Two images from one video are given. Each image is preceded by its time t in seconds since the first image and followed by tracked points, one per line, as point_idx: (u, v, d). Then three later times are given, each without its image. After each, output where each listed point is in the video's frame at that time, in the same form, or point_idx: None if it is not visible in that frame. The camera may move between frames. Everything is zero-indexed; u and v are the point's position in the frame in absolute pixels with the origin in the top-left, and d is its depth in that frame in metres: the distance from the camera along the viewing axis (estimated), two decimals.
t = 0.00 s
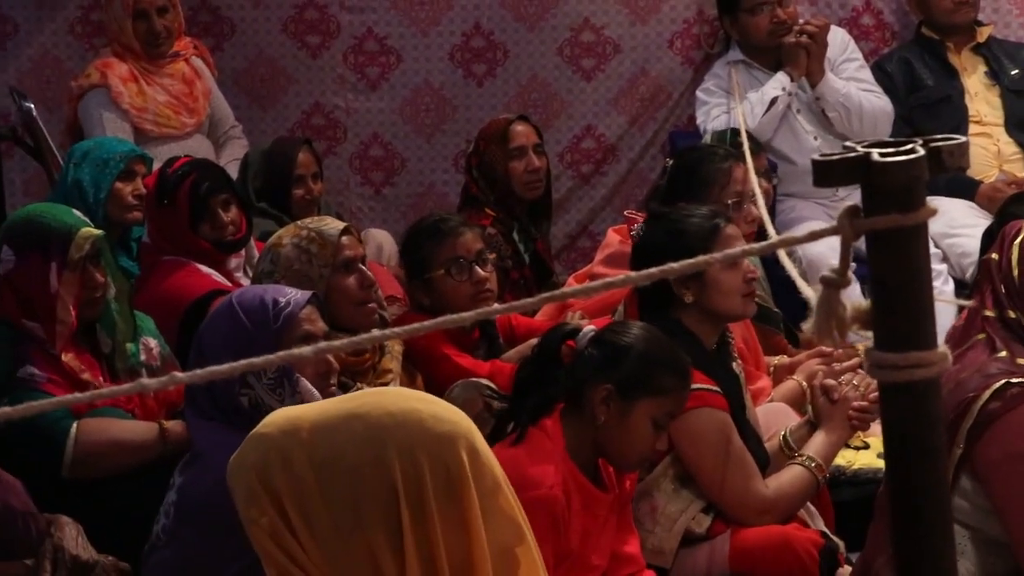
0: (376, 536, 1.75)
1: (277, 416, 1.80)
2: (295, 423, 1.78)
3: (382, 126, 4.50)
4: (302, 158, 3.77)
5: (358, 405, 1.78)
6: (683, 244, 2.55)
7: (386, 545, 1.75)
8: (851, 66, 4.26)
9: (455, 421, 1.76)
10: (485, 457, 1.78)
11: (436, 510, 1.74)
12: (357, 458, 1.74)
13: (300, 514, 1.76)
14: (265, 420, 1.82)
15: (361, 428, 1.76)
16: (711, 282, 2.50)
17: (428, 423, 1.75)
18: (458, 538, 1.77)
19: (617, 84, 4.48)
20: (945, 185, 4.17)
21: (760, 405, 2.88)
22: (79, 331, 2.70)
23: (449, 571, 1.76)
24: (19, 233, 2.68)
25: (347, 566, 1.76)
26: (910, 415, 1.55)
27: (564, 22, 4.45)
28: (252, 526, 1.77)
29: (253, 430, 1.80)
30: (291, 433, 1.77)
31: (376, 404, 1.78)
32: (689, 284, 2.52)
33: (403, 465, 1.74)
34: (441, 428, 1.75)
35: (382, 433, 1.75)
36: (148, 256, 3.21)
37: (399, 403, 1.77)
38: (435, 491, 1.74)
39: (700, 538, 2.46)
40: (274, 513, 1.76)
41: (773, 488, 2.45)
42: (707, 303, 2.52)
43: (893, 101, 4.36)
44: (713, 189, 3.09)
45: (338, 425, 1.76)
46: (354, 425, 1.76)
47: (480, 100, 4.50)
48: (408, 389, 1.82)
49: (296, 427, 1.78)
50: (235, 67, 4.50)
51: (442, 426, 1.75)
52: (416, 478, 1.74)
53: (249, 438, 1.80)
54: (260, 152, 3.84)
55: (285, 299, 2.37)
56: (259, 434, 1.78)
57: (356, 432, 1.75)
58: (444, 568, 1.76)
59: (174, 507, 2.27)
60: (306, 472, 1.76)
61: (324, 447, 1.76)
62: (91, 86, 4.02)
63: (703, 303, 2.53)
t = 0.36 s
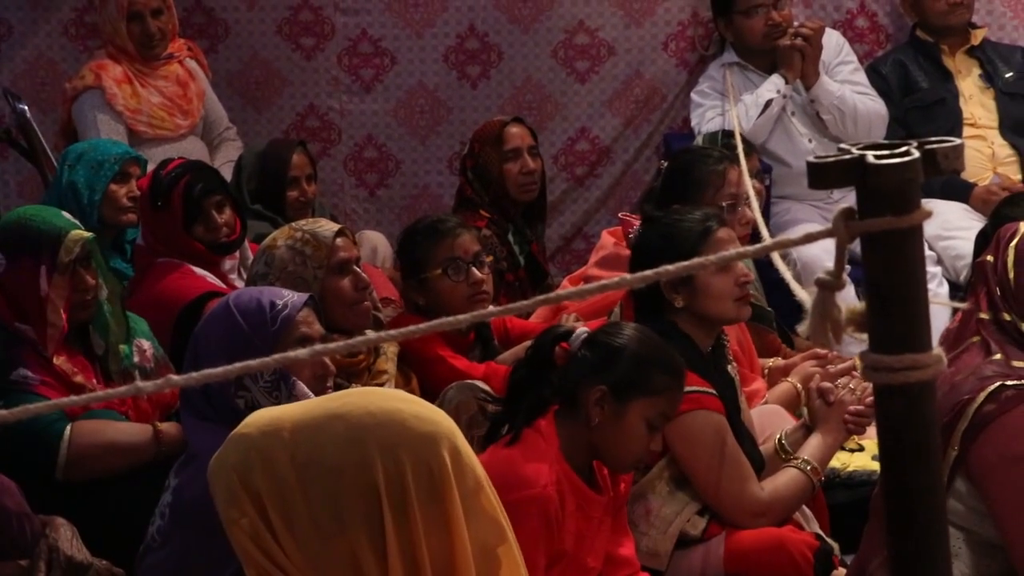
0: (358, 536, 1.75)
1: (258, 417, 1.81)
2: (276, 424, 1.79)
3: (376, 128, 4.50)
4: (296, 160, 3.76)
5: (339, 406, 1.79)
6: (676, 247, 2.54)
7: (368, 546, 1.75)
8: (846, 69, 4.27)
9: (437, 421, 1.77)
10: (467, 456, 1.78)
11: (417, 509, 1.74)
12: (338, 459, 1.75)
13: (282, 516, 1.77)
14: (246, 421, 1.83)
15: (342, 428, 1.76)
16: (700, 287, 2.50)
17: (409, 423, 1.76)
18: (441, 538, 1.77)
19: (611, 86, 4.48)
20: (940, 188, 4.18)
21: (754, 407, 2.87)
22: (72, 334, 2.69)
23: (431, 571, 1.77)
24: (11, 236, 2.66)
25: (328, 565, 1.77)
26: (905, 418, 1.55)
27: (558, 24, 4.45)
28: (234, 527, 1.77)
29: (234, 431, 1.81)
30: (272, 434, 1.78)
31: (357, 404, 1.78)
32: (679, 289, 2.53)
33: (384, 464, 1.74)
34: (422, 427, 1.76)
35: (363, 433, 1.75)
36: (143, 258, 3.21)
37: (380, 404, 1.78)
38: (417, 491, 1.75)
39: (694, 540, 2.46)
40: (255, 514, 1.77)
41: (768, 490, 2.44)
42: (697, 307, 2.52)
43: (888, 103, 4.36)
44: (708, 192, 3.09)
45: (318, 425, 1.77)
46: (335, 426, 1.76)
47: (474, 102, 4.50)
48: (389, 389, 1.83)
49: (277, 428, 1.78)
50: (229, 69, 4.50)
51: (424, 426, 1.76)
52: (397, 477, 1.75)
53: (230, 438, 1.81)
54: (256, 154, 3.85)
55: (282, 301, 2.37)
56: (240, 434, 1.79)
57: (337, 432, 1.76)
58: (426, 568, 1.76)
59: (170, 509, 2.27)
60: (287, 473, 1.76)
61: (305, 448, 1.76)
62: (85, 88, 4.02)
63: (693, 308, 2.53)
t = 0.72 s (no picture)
0: (360, 537, 1.75)
1: (258, 419, 1.81)
2: (276, 426, 1.79)
3: (376, 128, 4.50)
4: (296, 160, 3.76)
5: (339, 406, 1.79)
6: (675, 246, 2.54)
7: (369, 547, 1.76)
8: (846, 69, 4.27)
9: (438, 420, 1.77)
10: (468, 455, 1.78)
11: (419, 509, 1.74)
12: (339, 460, 1.75)
13: (283, 517, 1.77)
14: (246, 424, 1.83)
15: (342, 429, 1.76)
16: (698, 287, 2.51)
17: (410, 423, 1.76)
18: (443, 537, 1.77)
19: (611, 86, 4.48)
20: (940, 188, 4.18)
21: (755, 407, 2.87)
22: (72, 335, 2.69)
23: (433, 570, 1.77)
24: (11, 237, 2.66)
25: (331, 566, 1.77)
26: (905, 417, 1.55)
27: (558, 24, 4.45)
28: (235, 529, 1.77)
29: (234, 433, 1.81)
30: (272, 436, 1.78)
31: (357, 405, 1.78)
32: (677, 291, 2.54)
33: (385, 465, 1.74)
34: (422, 427, 1.76)
35: (363, 434, 1.75)
36: (142, 257, 3.20)
37: (380, 404, 1.78)
38: (418, 491, 1.75)
39: (694, 540, 2.46)
40: (256, 516, 1.77)
41: (768, 490, 2.44)
42: (694, 308, 2.53)
43: (887, 103, 4.36)
44: (708, 191, 3.09)
45: (319, 426, 1.77)
46: (336, 427, 1.76)
47: (474, 102, 4.49)
48: (389, 389, 1.82)
49: (277, 429, 1.78)
50: (229, 68, 4.50)
51: (424, 426, 1.76)
52: (398, 477, 1.75)
53: (230, 441, 1.81)
54: (256, 154, 3.84)
55: (284, 302, 2.37)
56: (240, 437, 1.79)
57: (337, 433, 1.76)
58: (428, 567, 1.76)
59: (170, 509, 2.27)
60: (288, 475, 1.76)
61: (306, 450, 1.76)
62: (85, 88, 4.01)
63: (690, 309, 2.54)
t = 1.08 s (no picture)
0: (365, 537, 1.75)
1: (263, 420, 1.81)
2: (282, 426, 1.79)
3: (377, 129, 4.50)
4: (296, 161, 3.76)
5: (344, 407, 1.79)
6: (675, 248, 2.54)
7: (375, 547, 1.76)
8: (847, 70, 4.27)
9: (443, 420, 1.77)
10: (474, 456, 1.78)
11: (424, 509, 1.74)
12: (345, 460, 1.75)
13: (289, 517, 1.77)
14: (252, 424, 1.83)
15: (348, 429, 1.76)
16: (695, 291, 2.51)
17: (415, 423, 1.76)
18: (448, 537, 1.77)
19: (613, 87, 4.48)
20: (942, 189, 4.19)
21: (755, 408, 2.87)
22: (72, 336, 2.68)
23: (438, 571, 1.77)
24: (13, 237, 2.66)
25: (337, 566, 1.77)
26: (906, 419, 1.55)
27: (559, 25, 4.45)
28: (241, 529, 1.78)
29: (240, 434, 1.82)
30: (278, 436, 1.78)
31: (362, 405, 1.78)
32: (674, 296, 2.54)
33: (391, 465, 1.74)
34: (428, 427, 1.76)
35: (369, 434, 1.75)
36: (143, 258, 3.20)
37: (385, 404, 1.78)
38: (424, 491, 1.75)
39: (694, 541, 2.46)
40: (262, 516, 1.77)
41: (768, 492, 2.45)
42: (691, 313, 2.53)
43: (888, 104, 4.36)
44: (709, 193, 3.09)
45: (325, 427, 1.77)
46: (341, 427, 1.77)
47: (475, 103, 4.49)
48: (395, 390, 1.82)
49: (283, 430, 1.79)
50: (230, 69, 4.50)
51: (429, 426, 1.76)
52: (404, 477, 1.75)
53: (236, 442, 1.81)
54: (256, 155, 3.84)
55: (288, 304, 2.37)
56: (245, 438, 1.79)
57: (342, 434, 1.76)
58: (433, 568, 1.76)
59: (171, 509, 2.27)
60: (294, 475, 1.76)
61: (311, 450, 1.76)
62: (86, 88, 4.01)
63: (688, 314, 2.54)
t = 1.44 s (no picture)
0: (364, 539, 1.75)
1: (262, 421, 1.81)
2: (281, 428, 1.79)
3: (378, 130, 4.50)
4: (297, 162, 3.76)
5: (344, 409, 1.79)
6: (674, 249, 2.54)
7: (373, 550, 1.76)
8: (847, 71, 4.27)
9: (443, 423, 1.77)
10: (473, 459, 1.78)
11: (422, 512, 1.74)
12: (344, 462, 1.75)
13: (287, 518, 1.77)
14: (251, 426, 1.83)
15: (347, 432, 1.76)
16: (693, 294, 2.51)
17: (415, 426, 1.76)
18: (446, 541, 1.77)
19: (613, 88, 4.47)
20: (943, 190, 4.18)
21: (756, 409, 2.88)
22: (73, 337, 2.68)
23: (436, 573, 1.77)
24: (16, 239, 2.65)
25: (334, 568, 1.77)
26: (907, 420, 1.55)
27: (560, 26, 4.45)
28: (239, 531, 1.78)
29: (239, 435, 1.82)
30: (277, 438, 1.78)
31: (362, 408, 1.78)
32: (673, 299, 2.54)
33: (390, 468, 1.74)
34: (428, 430, 1.76)
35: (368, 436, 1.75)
36: (143, 259, 3.18)
37: (385, 407, 1.78)
38: (423, 494, 1.75)
39: (696, 542, 2.46)
40: (261, 517, 1.77)
41: (769, 493, 2.45)
42: (690, 316, 2.53)
43: (890, 105, 4.36)
44: (709, 195, 3.09)
45: (325, 429, 1.77)
46: (340, 429, 1.77)
47: (476, 105, 4.49)
48: (394, 393, 1.82)
49: (283, 432, 1.79)
50: (230, 71, 4.50)
51: (429, 429, 1.76)
52: (403, 480, 1.75)
53: (235, 443, 1.81)
54: (257, 157, 3.83)
55: (293, 306, 2.38)
56: (245, 439, 1.79)
57: (342, 436, 1.76)
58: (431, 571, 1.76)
59: (173, 509, 2.27)
60: (294, 477, 1.77)
61: (311, 452, 1.77)
62: (87, 90, 4.01)
63: (688, 317, 2.54)
